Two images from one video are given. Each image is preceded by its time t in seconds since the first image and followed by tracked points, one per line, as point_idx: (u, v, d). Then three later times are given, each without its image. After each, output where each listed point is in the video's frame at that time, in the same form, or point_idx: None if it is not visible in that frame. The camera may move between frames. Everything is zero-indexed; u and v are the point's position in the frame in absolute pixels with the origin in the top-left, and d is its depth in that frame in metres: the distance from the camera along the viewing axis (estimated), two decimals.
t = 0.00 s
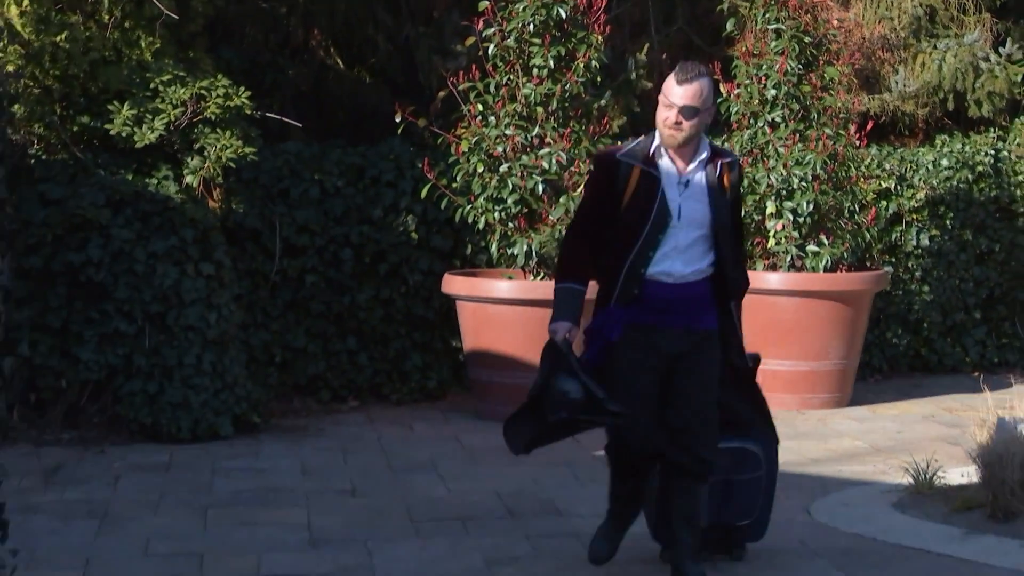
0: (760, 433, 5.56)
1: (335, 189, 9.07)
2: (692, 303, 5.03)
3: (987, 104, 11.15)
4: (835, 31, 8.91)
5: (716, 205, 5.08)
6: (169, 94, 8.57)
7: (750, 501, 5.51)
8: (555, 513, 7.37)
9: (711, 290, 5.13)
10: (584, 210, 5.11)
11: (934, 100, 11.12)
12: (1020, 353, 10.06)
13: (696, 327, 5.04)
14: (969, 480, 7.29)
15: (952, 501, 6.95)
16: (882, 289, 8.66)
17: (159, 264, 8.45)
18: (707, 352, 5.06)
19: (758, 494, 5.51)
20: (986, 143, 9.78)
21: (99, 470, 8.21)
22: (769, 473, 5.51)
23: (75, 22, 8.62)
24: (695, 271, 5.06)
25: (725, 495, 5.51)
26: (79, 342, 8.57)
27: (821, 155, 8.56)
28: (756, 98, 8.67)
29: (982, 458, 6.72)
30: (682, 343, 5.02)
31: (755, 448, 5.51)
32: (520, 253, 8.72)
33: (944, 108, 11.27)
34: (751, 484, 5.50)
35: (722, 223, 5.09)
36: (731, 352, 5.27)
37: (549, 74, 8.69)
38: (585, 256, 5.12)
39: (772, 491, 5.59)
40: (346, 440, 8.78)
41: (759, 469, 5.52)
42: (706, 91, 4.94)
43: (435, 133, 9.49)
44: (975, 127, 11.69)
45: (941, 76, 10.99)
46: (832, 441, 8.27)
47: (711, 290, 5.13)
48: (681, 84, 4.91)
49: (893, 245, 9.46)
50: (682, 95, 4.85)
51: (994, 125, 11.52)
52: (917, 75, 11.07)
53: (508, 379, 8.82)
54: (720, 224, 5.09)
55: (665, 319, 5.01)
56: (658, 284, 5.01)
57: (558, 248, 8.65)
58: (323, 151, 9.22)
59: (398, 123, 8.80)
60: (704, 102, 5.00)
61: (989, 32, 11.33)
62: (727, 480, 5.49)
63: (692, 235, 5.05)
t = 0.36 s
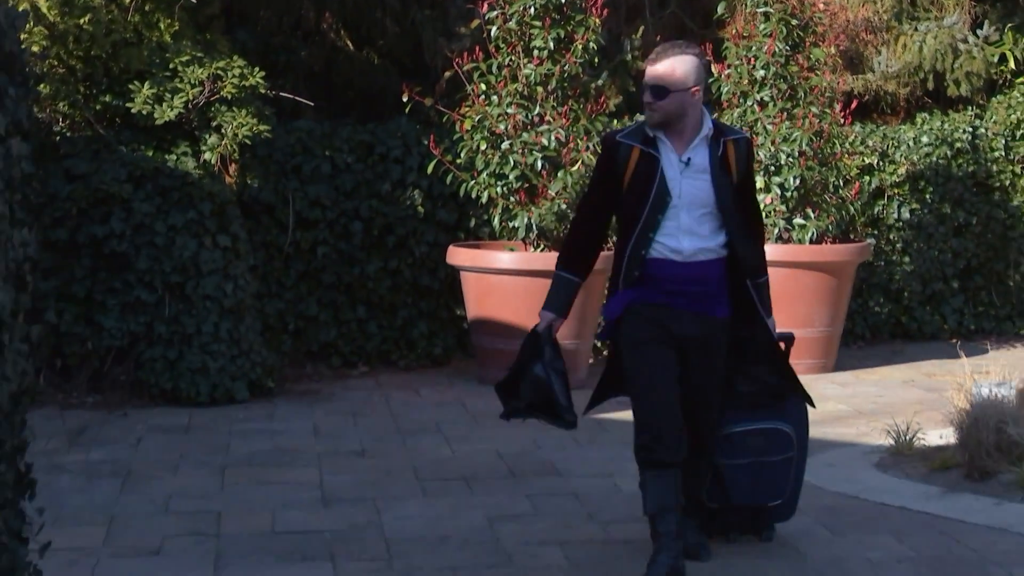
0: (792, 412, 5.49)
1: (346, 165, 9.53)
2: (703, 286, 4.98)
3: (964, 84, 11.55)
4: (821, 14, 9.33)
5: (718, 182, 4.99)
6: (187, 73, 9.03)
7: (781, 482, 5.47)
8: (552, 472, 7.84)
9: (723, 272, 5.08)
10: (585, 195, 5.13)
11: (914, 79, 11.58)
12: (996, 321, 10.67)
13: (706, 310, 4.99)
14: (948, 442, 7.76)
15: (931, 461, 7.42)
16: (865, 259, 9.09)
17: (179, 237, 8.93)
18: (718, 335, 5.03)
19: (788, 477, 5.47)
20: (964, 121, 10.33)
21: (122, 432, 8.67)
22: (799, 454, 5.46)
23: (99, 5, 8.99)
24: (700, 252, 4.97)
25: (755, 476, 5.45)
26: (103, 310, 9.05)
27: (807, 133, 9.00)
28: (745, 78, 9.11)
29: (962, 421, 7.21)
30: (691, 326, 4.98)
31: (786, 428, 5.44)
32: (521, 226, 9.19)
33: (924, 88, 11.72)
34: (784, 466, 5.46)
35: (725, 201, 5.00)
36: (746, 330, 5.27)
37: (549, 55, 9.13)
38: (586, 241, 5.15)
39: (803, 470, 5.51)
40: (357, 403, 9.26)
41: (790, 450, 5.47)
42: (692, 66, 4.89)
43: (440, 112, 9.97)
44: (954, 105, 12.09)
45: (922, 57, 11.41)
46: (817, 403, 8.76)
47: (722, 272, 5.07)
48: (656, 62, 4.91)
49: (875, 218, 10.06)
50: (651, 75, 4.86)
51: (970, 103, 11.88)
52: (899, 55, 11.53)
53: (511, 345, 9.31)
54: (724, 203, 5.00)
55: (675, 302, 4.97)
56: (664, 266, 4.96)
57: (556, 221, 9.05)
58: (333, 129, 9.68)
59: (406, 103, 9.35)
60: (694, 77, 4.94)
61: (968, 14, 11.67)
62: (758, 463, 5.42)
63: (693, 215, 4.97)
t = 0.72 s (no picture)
0: (794, 418, 5.49)
1: (354, 165, 10.01)
2: (698, 288, 4.83)
3: (943, 88, 12.31)
4: (806, 22, 9.82)
5: (717, 183, 4.82)
6: (203, 78, 9.48)
7: (784, 488, 5.47)
8: (549, 457, 8.34)
9: (721, 274, 4.90)
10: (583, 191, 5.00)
11: (894, 84, 12.41)
12: (972, 314, 11.35)
13: (701, 313, 4.82)
14: (925, 428, 8.27)
15: (910, 447, 7.88)
16: (848, 254, 9.59)
17: (195, 233, 9.40)
18: (716, 336, 4.84)
19: (791, 483, 5.46)
20: (942, 123, 10.96)
21: (142, 418, 9.14)
22: (801, 461, 5.44)
23: (119, 13, 9.47)
24: (696, 255, 4.83)
25: (758, 481, 5.48)
26: (123, 304, 9.54)
27: (793, 134, 9.44)
28: (734, 82, 9.55)
29: (938, 409, 7.72)
30: (684, 330, 4.83)
31: (789, 434, 5.44)
32: (521, 223, 9.65)
33: (905, 92, 12.51)
34: (788, 472, 5.46)
35: (723, 202, 4.83)
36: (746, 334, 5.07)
37: (547, 60, 9.61)
38: (585, 241, 5.04)
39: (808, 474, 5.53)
40: (365, 392, 9.74)
41: (794, 456, 5.47)
42: (696, 64, 4.73)
43: (444, 115, 10.48)
44: (933, 108, 12.94)
45: (902, 62, 12.22)
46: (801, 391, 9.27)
47: (720, 275, 4.89)
48: (661, 58, 4.75)
49: (858, 216, 10.68)
50: (657, 69, 4.70)
51: (949, 106, 12.72)
52: (880, 61, 12.35)
53: (510, 337, 9.78)
54: (722, 204, 4.83)
55: (671, 305, 4.83)
56: (659, 269, 4.85)
57: (554, 219, 9.52)
58: (342, 131, 10.15)
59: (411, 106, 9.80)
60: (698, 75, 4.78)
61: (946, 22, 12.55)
62: (759, 469, 5.47)
63: (690, 216, 4.82)
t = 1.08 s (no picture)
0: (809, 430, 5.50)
1: (362, 168, 10.50)
2: (720, 295, 4.90)
3: (922, 95, 13.22)
4: (792, 32, 10.29)
5: (744, 188, 4.87)
6: (219, 86, 9.99)
7: (796, 500, 5.50)
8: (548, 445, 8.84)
9: (743, 281, 4.96)
10: (608, 195, 5.08)
11: (876, 91, 13.24)
12: (950, 310, 12.06)
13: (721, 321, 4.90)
14: (905, 418, 8.74)
15: (892, 437, 8.35)
16: (832, 254, 10.08)
17: (211, 233, 9.87)
18: (738, 345, 4.93)
19: (805, 494, 5.50)
20: (920, 129, 11.58)
21: (160, 409, 9.61)
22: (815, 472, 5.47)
23: (138, 23, 9.89)
24: (719, 259, 4.88)
25: (771, 494, 5.52)
26: (142, 300, 10.03)
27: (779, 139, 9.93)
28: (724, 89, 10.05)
29: (919, 399, 8.16)
30: (705, 337, 4.90)
31: (803, 446, 5.46)
32: (521, 223, 10.15)
33: (886, 99, 13.35)
34: (799, 484, 5.49)
35: (749, 206, 4.87)
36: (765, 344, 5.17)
37: (546, 69, 10.09)
38: (607, 243, 5.09)
39: (820, 487, 5.55)
40: (372, 384, 10.23)
41: (806, 469, 5.49)
42: (727, 64, 4.78)
43: (447, 120, 10.98)
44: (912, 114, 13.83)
45: (883, 70, 13.07)
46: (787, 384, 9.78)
47: (743, 281, 4.96)
48: (694, 58, 4.79)
49: (842, 216, 11.26)
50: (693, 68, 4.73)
51: (927, 112, 13.60)
52: (863, 69, 13.19)
53: (511, 332, 10.26)
54: (748, 208, 4.87)
55: (692, 312, 4.90)
56: (682, 275, 4.89)
57: (551, 219, 10.01)
58: (350, 136, 10.63)
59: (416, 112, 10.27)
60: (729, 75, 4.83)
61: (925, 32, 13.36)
62: (773, 481, 5.50)
63: (716, 220, 4.87)
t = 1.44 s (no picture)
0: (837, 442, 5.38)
1: (369, 169, 11.00)
2: (745, 314, 4.96)
3: (903, 100, 14.09)
4: (779, 39, 10.79)
5: (762, 205, 4.93)
6: (233, 91, 10.50)
7: (820, 513, 5.37)
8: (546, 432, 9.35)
9: (762, 294, 5.02)
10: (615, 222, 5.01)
11: (860, 96, 14.08)
12: (930, 304, 12.62)
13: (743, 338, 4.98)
14: (887, 407, 9.27)
15: (873, 426, 8.85)
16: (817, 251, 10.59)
17: (225, 231, 10.37)
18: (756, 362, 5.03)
19: (830, 506, 5.39)
20: (900, 132, 12.22)
21: (177, 399, 10.11)
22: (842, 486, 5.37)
23: (157, 31, 10.26)
24: (744, 276, 4.92)
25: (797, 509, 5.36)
26: (160, 295, 10.54)
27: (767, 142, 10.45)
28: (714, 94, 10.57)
29: (901, 389, 8.64)
30: (734, 354, 4.96)
31: (830, 459, 5.35)
32: (521, 222, 10.69)
33: (869, 102, 14.21)
34: (824, 496, 5.37)
35: (768, 220, 4.93)
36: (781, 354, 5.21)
37: (545, 74, 10.61)
38: (617, 271, 5.02)
39: (844, 498, 5.43)
40: (379, 375, 10.75)
41: (833, 482, 5.37)
42: (731, 83, 4.78)
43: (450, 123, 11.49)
44: (894, 117, 14.67)
45: (866, 76, 13.90)
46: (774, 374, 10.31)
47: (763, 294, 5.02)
48: (699, 81, 4.76)
49: (826, 215, 11.90)
50: (701, 92, 4.71)
51: (907, 116, 14.49)
52: (846, 75, 14.01)
53: (512, 325, 10.76)
54: (766, 221, 4.93)
55: (716, 332, 4.95)
56: (707, 296, 4.90)
57: (549, 218, 10.54)
58: (358, 139, 11.13)
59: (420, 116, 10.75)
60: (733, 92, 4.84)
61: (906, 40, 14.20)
62: (800, 495, 5.34)
63: (738, 238, 4.91)
